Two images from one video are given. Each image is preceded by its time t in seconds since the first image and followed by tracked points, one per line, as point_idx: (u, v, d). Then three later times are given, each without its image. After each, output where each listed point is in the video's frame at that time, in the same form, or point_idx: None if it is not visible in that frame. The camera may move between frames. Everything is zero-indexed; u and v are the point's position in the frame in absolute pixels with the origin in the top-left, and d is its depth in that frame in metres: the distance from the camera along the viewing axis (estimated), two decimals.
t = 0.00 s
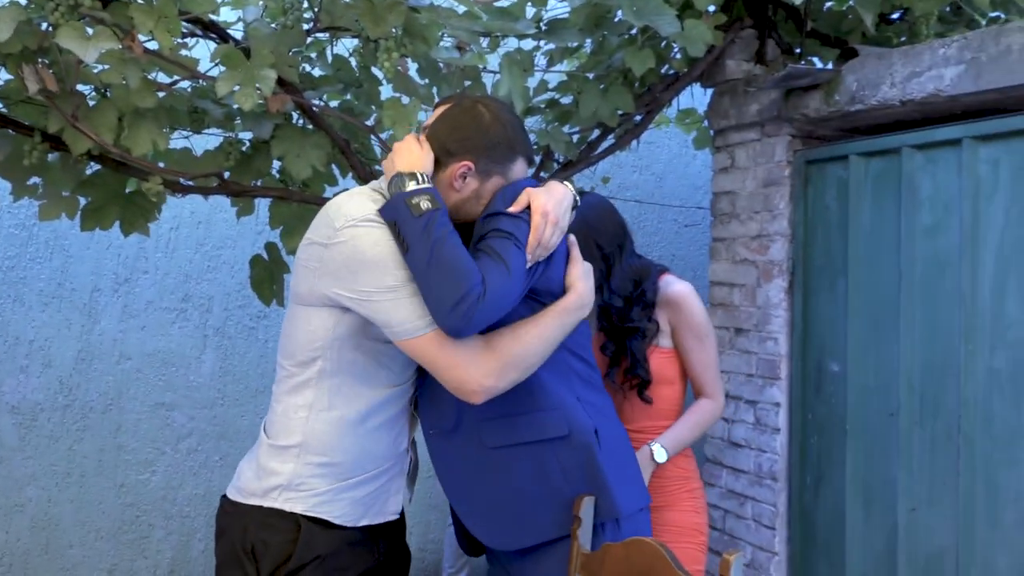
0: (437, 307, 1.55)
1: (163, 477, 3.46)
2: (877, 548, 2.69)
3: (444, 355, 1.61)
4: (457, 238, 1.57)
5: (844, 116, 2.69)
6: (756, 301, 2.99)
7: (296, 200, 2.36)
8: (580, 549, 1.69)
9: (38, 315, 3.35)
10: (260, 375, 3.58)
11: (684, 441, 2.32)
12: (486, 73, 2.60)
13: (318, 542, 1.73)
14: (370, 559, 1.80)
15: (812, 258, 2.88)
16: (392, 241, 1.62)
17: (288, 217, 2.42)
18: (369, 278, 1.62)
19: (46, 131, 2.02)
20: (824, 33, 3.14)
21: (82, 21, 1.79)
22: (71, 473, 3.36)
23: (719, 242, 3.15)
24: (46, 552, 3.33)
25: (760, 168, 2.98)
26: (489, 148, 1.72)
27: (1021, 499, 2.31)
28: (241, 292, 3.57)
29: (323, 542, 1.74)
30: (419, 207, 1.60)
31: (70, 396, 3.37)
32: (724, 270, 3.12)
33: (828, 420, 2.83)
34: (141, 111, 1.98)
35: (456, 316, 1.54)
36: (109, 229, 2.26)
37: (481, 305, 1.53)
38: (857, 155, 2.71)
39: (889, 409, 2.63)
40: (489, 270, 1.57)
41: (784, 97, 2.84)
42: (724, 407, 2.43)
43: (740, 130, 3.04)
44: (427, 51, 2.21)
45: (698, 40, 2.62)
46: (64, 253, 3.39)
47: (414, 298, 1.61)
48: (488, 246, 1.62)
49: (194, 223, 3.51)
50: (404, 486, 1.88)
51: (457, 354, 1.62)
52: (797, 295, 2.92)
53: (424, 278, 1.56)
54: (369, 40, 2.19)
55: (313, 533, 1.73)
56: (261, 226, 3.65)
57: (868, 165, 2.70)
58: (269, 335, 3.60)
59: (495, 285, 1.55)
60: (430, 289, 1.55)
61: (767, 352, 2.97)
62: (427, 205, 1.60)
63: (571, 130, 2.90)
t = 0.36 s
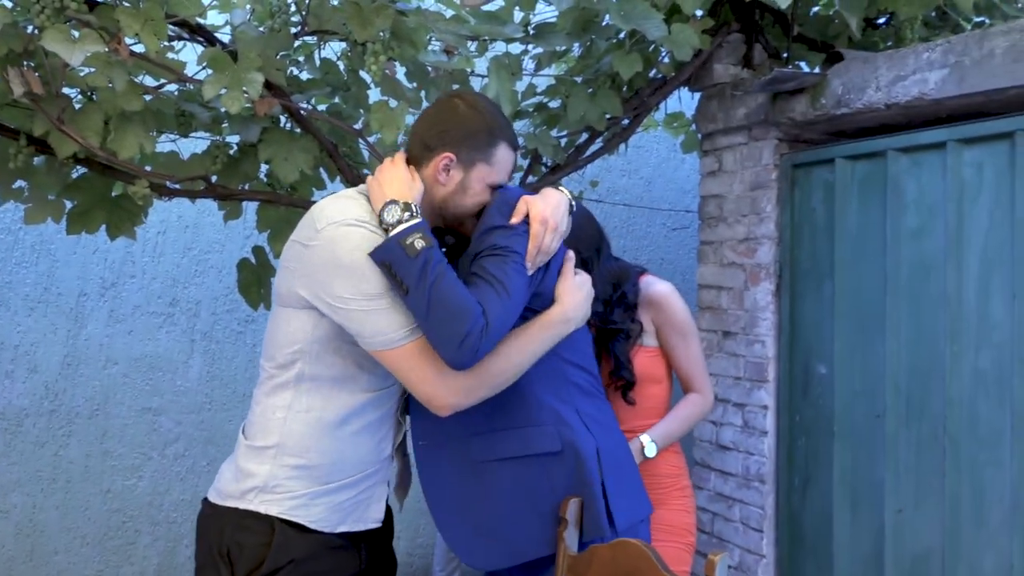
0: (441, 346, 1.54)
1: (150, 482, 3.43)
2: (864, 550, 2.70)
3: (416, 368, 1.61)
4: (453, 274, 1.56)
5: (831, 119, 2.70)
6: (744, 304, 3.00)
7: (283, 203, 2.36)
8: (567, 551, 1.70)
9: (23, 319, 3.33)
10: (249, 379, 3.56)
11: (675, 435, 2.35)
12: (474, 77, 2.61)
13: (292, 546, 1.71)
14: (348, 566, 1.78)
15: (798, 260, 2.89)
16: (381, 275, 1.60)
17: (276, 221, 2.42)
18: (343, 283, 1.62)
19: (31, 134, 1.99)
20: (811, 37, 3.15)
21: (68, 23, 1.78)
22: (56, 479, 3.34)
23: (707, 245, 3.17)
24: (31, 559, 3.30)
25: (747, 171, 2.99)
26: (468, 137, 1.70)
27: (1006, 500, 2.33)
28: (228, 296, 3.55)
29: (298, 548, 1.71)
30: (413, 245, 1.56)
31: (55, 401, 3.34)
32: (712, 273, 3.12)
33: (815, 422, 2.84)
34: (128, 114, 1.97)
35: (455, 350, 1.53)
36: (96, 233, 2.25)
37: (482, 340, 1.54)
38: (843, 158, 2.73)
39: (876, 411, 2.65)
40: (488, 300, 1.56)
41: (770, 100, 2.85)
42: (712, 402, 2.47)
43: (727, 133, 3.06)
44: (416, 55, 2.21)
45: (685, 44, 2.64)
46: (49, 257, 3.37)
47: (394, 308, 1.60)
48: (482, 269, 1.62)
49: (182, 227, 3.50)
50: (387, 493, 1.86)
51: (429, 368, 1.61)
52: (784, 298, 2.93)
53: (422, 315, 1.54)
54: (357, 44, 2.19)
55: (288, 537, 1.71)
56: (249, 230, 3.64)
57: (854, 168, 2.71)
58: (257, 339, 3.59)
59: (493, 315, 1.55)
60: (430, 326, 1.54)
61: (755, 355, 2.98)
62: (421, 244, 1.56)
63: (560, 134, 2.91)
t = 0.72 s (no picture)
0: (525, 389, 1.50)
1: (125, 477, 3.41)
2: (836, 542, 2.74)
3: (311, 377, 1.52)
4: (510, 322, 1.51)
5: (805, 117, 2.74)
6: (719, 299, 3.03)
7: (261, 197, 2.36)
8: (540, 540, 1.73)
9: None
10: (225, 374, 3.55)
11: (653, 428, 2.37)
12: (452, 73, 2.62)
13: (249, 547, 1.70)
14: (309, 564, 1.77)
15: (773, 256, 2.92)
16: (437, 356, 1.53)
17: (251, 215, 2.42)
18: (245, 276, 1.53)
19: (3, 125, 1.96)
20: (786, 36, 3.17)
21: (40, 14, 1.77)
22: (30, 475, 3.31)
23: (684, 242, 3.19)
24: (4, 555, 3.27)
25: (723, 168, 3.02)
26: (396, 101, 1.63)
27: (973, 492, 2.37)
28: (205, 291, 3.54)
29: (252, 548, 1.70)
30: (452, 316, 1.49)
31: (29, 397, 3.32)
32: (688, 269, 3.15)
33: (789, 417, 2.87)
34: (102, 106, 1.96)
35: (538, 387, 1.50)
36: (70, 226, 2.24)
37: (563, 364, 1.51)
38: (817, 155, 2.76)
39: (848, 405, 2.68)
40: (551, 326, 1.53)
41: (746, 97, 2.88)
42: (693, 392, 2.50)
43: (704, 131, 3.08)
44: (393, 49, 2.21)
45: (662, 41, 2.66)
46: (22, 251, 3.34)
47: (293, 311, 1.51)
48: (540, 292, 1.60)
49: (158, 221, 3.48)
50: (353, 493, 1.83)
51: (322, 379, 1.52)
52: (758, 293, 2.96)
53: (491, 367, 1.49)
54: (334, 37, 2.19)
55: (243, 535, 1.70)
56: (226, 225, 3.62)
57: (827, 165, 2.75)
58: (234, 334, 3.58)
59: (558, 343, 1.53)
60: (508, 376, 1.49)
61: (730, 350, 3.01)
62: (460, 312, 1.50)
63: (538, 130, 2.92)
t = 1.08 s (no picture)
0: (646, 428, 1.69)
1: (147, 460, 3.47)
2: (853, 534, 2.71)
3: (152, 369, 1.40)
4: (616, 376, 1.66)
5: (824, 104, 2.70)
6: (737, 289, 3.00)
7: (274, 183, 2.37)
8: (547, 525, 1.72)
9: (20, 298, 3.35)
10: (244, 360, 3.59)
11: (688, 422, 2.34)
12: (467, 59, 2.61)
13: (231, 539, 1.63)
14: (299, 556, 1.68)
15: (792, 244, 2.89)
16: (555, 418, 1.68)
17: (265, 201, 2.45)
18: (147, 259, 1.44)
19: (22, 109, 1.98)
20: (809, 22, 3.13)
21: None
22: (54, 456, 3.37)
23: (702, 230, 3.16)
24: (29, 535, 3.34)
25: (742, 156, 2.99)
26: (337, 64, 1.62)
27: (994, 485, 2.33)
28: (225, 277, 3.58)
29: (235, 540, 1.63)
30: (568, 392, 1.63)
31: (53, 380, 3.37)
32: (706, 258, 3.12)
33: (807, 408, 2.84)
34: (117, 91, 1.98)
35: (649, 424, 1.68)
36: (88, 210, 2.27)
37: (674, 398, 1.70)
38: (836, 142, 2.72)
39: (867, 397, 2.65)
40: (653, 365, 1.68)
41: (765, 84, 2.85)
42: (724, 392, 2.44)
43: (722, 118, 3.05)
44: (406, 35, 2.22)
45: (679, 26, 2.63)
46: (47, 236, 3.39)
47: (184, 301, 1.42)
48: (626, 323, 1.71)
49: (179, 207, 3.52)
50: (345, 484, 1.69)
51: (158, 377, 1.40)
52: (777, 282, 2.93)
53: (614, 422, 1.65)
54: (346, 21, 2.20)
55: (224, 527, 1.64)
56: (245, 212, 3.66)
57: (847, 152, 2.71)
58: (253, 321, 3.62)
59: (655, 378, 1.68)
60: (630, 425, 1.66)
61: (747, 339, 2.98)
62: (574, 386, 1.63)
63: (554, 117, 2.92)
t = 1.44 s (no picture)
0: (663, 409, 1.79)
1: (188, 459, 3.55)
2: (891, 544, 2.63)
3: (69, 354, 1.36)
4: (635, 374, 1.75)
5: (859, 102, 2.63)
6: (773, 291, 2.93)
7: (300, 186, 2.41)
8: (562, 528, 1.71)
9: (67, 302, 3.46)
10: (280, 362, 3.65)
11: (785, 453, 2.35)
12: (495, 62, 2.62)
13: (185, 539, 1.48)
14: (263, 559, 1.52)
15: (828, 246, 2.82)
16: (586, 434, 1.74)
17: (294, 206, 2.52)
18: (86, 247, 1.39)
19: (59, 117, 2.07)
20: (848, 19, 3.06)
21: (85, 10, 1.86)
22: (99, 454, 3.48)
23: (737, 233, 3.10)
24: (76, 529, 3.44)
25: (776, 156, 2.92)
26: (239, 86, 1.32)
27: None
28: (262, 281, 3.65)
29: (186, 538, 1.48)
30: (607, 415, 1.70)
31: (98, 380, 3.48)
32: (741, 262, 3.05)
33: (843, 414, 2.77)
34: (148, 99, 2.04)
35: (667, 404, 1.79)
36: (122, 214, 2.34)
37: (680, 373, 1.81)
38: (872, 140, 2.66)
39: (905, 403, 2.57)
40: (659, 351, 1.79)
41: (799, 83, 2.79)
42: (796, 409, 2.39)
43: (756, 118, 2.99)
44: (429, 39, 2.23)
45: (708, 26, 2.61)
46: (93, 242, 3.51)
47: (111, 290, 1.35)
48: (624, 318, 1.78)
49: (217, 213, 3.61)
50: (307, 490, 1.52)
51: (77, 360, 1.35)
52: (813, 285, 2.86)
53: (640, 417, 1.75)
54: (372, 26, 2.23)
55: (177, 525, 1.49)
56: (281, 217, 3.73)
57: (883, 151, 2.65)
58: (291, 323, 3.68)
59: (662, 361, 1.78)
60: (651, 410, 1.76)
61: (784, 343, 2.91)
62: (609, 407, 1.71)
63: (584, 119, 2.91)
